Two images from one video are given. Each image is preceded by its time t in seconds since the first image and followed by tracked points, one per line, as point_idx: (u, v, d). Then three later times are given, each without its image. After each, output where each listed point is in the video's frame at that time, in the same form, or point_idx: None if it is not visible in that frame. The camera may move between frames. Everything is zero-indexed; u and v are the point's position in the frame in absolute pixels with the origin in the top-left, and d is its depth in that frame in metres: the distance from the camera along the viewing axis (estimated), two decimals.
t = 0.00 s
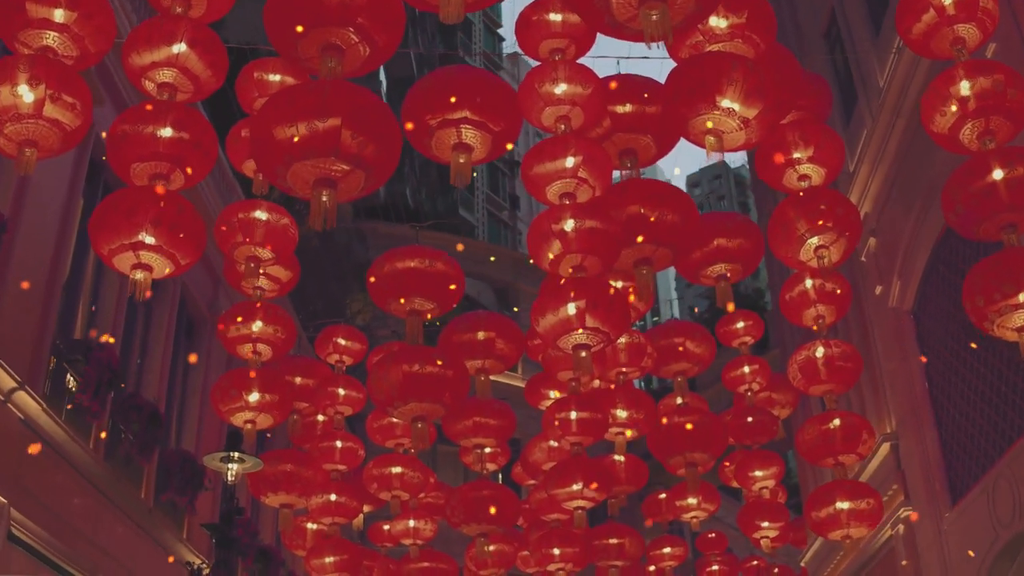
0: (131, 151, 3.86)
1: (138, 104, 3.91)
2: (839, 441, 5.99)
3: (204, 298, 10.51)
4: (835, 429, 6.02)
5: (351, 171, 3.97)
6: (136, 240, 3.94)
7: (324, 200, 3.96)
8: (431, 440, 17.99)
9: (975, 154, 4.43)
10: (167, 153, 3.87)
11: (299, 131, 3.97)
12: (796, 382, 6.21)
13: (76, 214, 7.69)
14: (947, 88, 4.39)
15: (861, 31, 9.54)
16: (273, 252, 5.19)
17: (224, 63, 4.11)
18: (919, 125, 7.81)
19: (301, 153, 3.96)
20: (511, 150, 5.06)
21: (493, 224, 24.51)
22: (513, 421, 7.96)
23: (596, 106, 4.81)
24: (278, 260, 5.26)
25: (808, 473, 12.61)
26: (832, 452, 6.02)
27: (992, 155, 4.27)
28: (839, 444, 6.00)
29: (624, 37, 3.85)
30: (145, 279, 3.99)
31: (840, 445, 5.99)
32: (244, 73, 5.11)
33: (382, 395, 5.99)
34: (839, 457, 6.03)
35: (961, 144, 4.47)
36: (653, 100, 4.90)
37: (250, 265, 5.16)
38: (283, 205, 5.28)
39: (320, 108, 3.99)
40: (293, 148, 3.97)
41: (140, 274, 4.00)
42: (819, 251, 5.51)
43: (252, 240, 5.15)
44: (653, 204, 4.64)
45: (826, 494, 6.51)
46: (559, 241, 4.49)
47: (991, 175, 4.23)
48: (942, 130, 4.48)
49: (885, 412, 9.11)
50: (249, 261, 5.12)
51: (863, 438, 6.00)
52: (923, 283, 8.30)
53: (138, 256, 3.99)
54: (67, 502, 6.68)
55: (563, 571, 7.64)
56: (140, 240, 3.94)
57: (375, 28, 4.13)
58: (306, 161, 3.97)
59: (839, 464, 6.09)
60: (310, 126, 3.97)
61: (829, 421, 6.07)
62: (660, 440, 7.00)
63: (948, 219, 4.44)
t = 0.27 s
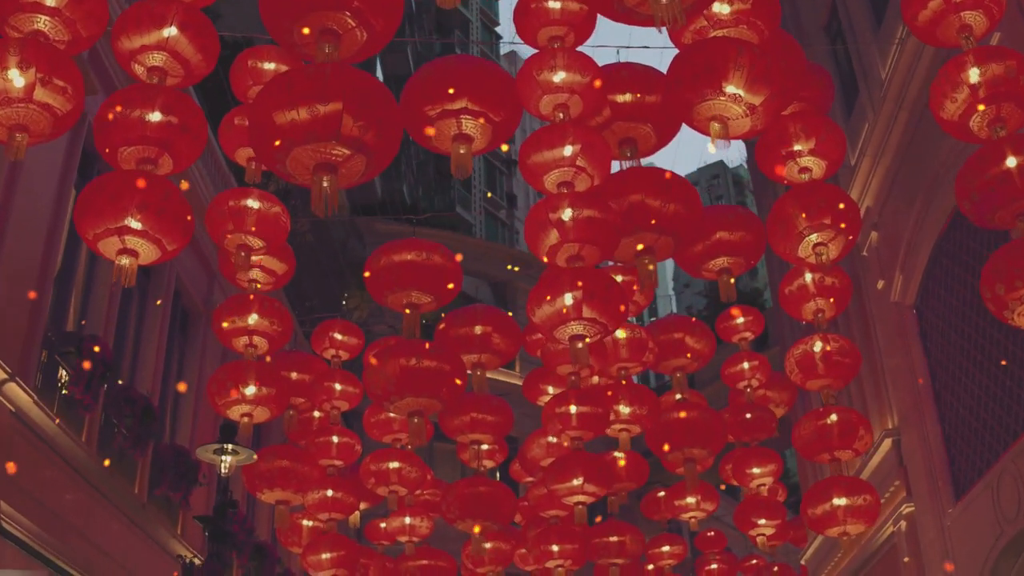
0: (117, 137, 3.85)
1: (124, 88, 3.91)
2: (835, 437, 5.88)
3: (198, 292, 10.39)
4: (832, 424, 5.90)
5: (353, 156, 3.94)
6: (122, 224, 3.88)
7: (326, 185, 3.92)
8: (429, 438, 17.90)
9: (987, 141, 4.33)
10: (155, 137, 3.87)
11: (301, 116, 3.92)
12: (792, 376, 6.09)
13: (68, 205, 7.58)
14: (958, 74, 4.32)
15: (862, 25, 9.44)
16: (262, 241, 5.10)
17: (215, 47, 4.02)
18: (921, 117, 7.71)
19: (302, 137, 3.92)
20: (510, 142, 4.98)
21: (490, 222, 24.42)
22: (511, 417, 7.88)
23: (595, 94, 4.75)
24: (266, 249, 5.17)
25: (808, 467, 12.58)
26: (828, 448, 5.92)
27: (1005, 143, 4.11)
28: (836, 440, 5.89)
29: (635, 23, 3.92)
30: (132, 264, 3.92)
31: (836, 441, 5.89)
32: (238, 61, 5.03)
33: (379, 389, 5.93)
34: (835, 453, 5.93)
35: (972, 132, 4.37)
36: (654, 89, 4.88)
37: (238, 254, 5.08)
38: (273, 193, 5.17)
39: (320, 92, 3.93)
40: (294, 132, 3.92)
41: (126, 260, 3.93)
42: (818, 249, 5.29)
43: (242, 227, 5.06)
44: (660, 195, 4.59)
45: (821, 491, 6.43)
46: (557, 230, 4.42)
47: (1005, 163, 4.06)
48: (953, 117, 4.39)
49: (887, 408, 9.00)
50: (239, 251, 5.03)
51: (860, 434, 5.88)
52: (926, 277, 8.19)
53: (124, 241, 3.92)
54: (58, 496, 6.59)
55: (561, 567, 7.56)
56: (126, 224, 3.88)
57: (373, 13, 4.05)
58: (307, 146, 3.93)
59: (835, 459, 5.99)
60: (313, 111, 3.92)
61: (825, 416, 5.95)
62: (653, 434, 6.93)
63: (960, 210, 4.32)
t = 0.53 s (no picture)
0: (101, 120, 3.79)
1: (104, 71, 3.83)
2: (832, 433, 5.81)
3: (192, 286, 10.21)
4: (829, 419, 5.82)
5: (348, 139, 3.86)
6: (104, 206, 3.78)
7: (321, 169, 3.82)
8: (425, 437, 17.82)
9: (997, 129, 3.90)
10: (141, 120, 3.82)
11: (297, 98, 3.85)
12: (788, 369, 6.01)
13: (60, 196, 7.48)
14: (966, 58, 3.93)
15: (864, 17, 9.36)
16: (253, 228, 5.08)
17: (204, 29, 3.95)
18: (925, 108, 7.61)
19: (299, 120, 3.84)
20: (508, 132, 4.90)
21: (488, 221, 24.34)
22: (508, 414, 7.82)
23: (593, 80, 4.67)
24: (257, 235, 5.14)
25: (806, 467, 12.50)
26: (824, 442, 5.85)
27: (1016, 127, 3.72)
28: (832, 435, 5.82)
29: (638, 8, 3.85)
30: (114, 248, 3.84)
31: (833, 436, 5.82)
32: (231, 48, 4.94)
33: (371, 382, 5.83)
34: (832, 447, 5.86)
35: (983, 119, 3.95)
36: (654, 77, 4.82)
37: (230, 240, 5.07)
38: (264, 179, 5.11)
39: (317, 75, 3.87)
40: (289, 116, 3.85)
41: (108, 244, 3.86)
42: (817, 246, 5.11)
43: (233, 214, 5.01)
44: (661, 183, 4.48)
45: (818, 487, 6.37)
46: (552, 219, 4.42)
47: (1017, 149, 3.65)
48: (963, 102, 3.97)
49: (888, 403, 8.91)
50: (230, 238, 5.02)
51: (856, 429, 5.82)
52: (929, 270, 8.10)
53: (106, 224, 3.83)
54: (49, 489, 6.51)
55: (558, 565, 7.48)
56: (108, 206, 3.78)
57: None
58: (302, 129, 3.84)
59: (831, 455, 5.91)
60: (310, 93, 3.85)
61: (822, 410, 5.87)
62: (653, 430, 6.83)
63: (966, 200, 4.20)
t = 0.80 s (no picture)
0: (84, 100, 3.73)
1: (88, 52, 3.77)
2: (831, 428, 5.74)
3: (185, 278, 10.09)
4: (827, 415, 5.75)
5: (341, 123, 3.77)
6: (85, 187, 3.73)
7: (313, 154, 3.74)
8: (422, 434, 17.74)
9: (1007, 115, 3.73)
10: (126, 101, 3.76)
11: (291, 81, 3.77)
12: (787, 364, 5.95)
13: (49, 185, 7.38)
14: (975, 41, 3.70)
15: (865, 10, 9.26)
16: (245, 214, 5.08)
17: (191, 10, 3.86)
18: (927, 99, 7.50)
19: (291, 102, 3.77)
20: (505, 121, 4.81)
21: (485, 218, 24.25)
22: (504, 411, 7.78)
23: (591, 67, 4.58)
24: (248, 223, 5.14)
25: (804, 465, 12.42)
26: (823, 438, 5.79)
27: None
28: (830, 430, 5.76)
29: None
30: (96, 231, 3.78)
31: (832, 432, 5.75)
32: (224, 35, 4.86)
33: (364, 373, 5.76)
34: (830, 443, 5.79)
35: (992, 104, 3.76)
36: (654, 64, 4.74)
37: (220, 226, 5.06)
38: (256, 164, 5.09)
39: (310, 58, 3.78)
40: (282, 98, 3.77)
41: (90, 227, 3.79)
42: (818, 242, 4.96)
43: (225, 200, 5.02)
44: (659, 171, 4.45)
45: (815, 483, 6.30)
46: (547, 207, 4.26)
47: None
48: (971, 86, 3.76)
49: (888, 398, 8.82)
50: (221, 223, 5.03)
51: (856, 424, 5.74)
52: (931, 263, 8.00)
53: (87, 206, 3.78)
54: (38, 483, 6.41)
55: (554, 561, 7.40)
56: (89, 188, 3.73)
57: None
58: (295, 112, 3.77)
59: (830, 451, 5.85)
60: (304, 76, 3.77)
61: (821, 406, 5.80)
62: (653, 426, 6.74)
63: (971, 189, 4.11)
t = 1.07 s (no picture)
0: (70, 78, 3.71)
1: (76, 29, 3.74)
2: (831, 423, 5.67)
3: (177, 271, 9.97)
4: (828, 409, 5.67)
5: (332, 106, 3.70)
6: (68, 166, 3.65)
7: (303, 138, 3.66)
8: (417, 432, 17.66)
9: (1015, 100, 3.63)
10: (112, 81, 3.73)
11: (281, 63, 3.67)
12: (787, 359, 5.87)
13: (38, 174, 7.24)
14: (984, 24, 3.60)
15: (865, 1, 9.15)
16: (239, 199, 5.06)
17: None
18: (928, 90, 7.39)
19: (281, 84, 3.68)
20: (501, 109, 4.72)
21: (482, 216, 24.15)
22: (500, 406, 7.62)
23: (588, 53, 4.50)
24: (244, 207, 5.13)
25: (802, 464, 12.35)
26: (824, 432, 5.71)
27: None
28: (830, 425, 5.68)
29: None
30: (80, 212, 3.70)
31: (832, 426, 5.68)
32: (215, 20, 4.76)
33: (357, 365, 5.67)
34: (831, 438, 5.72)
35: (1000, 89, 3.65)
36: (652, 52, 4.66)
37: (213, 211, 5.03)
38: (250, 149, 5.08)
39: (301, 40, 3.69)
40: (271, 80, 3.68)
41: (72, 208, 3.71)
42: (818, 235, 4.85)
43: (219, 184, 4.97)
44: (656, 161, 4.48)
45: (814, 479, 6.22)
46: (541, 195, 4.16)
47: None
48: (976, 70, 3.66)
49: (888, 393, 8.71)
50: (214, 208, 5.00)
51: (856, 419, 5.66)
52: (931, 256, 7.88)
53: (70, 186, 3.69)
54: (25, 476, 6.33)
55: (549, 558, 7.33)
56: (72, 167, 3.65)
57: None
58: (285, 94, 3.68)
59: (830, 446, 5.78)
60: (294, 59, 3.67)
61: (820, 401, 5.70)
62: (651, 421, 6.54)
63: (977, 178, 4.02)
